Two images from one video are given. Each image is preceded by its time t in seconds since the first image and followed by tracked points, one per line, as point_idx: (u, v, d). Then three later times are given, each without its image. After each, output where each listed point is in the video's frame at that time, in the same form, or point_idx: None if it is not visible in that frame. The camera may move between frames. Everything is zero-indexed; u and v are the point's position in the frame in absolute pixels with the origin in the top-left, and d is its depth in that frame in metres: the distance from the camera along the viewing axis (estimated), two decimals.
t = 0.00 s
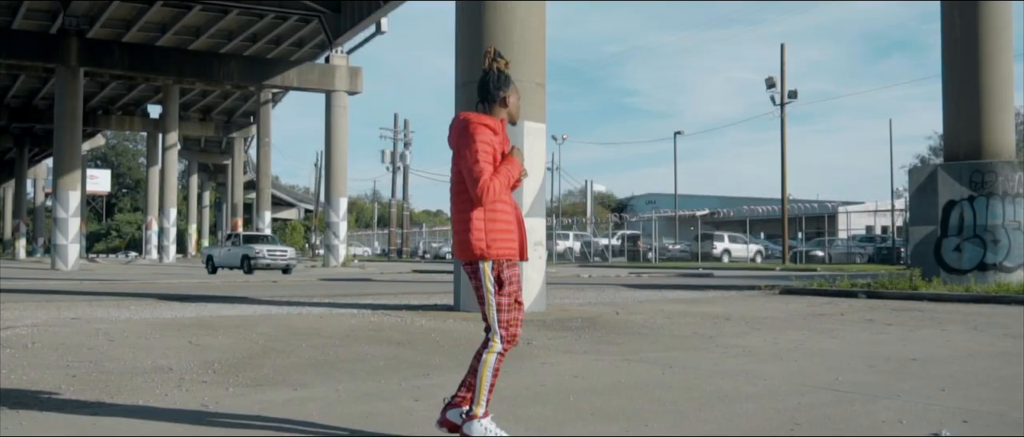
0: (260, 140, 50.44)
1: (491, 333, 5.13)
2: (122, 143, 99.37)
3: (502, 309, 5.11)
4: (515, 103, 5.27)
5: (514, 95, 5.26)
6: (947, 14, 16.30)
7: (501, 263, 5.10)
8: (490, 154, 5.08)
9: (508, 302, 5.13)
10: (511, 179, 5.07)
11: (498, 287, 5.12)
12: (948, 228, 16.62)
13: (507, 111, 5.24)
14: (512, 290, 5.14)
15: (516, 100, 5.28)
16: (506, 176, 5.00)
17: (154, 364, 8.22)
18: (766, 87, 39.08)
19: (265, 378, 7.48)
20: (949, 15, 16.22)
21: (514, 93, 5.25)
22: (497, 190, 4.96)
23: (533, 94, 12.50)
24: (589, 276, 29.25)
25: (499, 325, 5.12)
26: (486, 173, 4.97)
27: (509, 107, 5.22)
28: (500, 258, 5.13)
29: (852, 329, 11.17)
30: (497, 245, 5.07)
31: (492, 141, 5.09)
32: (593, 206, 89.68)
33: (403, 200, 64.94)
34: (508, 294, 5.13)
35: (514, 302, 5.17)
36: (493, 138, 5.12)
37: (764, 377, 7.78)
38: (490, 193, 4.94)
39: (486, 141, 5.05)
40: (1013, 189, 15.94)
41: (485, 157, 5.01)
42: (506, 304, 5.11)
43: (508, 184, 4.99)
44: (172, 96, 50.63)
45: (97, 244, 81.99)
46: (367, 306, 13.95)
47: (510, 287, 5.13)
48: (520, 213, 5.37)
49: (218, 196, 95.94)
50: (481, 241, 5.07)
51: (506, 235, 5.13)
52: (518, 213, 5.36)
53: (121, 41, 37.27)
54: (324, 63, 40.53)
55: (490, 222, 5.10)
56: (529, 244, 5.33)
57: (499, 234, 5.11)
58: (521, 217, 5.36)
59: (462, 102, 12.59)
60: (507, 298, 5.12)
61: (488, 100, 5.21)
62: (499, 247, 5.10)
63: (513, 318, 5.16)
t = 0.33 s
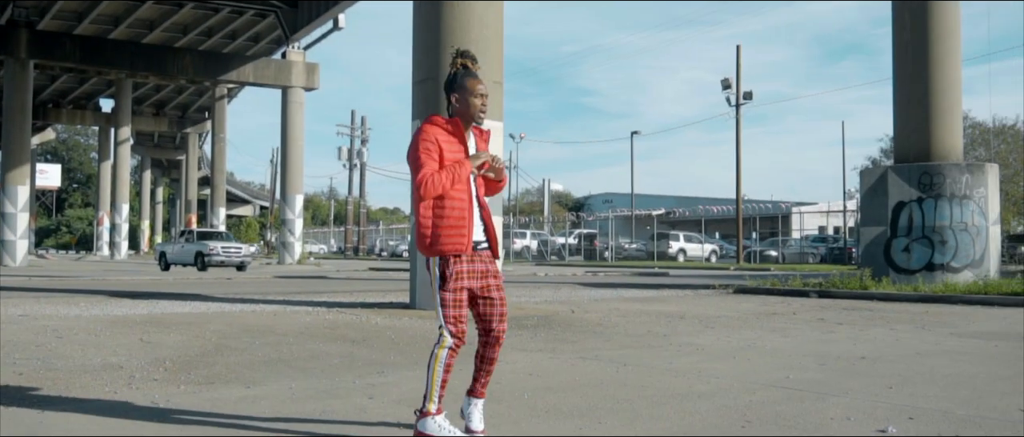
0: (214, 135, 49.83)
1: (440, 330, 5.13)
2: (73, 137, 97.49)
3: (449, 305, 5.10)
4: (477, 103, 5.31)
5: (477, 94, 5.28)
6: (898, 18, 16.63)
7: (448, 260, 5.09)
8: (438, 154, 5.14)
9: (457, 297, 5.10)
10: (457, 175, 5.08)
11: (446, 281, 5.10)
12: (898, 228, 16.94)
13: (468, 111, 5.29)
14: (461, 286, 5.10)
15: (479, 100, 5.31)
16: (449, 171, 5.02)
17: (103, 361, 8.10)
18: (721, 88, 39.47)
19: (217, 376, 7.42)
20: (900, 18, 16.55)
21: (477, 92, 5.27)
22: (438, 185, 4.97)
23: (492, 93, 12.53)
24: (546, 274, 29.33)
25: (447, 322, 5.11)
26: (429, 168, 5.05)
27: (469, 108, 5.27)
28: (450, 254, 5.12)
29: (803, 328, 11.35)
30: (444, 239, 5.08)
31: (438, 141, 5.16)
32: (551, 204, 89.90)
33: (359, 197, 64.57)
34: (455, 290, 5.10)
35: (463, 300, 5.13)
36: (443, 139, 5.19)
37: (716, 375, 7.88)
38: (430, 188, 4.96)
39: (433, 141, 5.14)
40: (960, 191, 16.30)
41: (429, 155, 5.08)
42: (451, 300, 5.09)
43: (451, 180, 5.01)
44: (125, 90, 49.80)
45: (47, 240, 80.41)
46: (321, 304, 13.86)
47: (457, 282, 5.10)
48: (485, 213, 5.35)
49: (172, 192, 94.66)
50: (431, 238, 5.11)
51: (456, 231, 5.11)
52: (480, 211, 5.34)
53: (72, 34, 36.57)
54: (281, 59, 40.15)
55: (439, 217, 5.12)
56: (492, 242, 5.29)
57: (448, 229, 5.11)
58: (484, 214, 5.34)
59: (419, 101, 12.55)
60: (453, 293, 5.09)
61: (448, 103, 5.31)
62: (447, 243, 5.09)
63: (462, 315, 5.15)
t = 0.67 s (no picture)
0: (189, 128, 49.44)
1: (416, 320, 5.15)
2: (45, 129, 96.38)
3: (422, 293, 5.13)
4: (460, 104, 5.32)
5: (460, 93, 5.28)
6: (872, 15, 16.77)
7: (421, 251, 5.15)
8: (412, 153, 5.25)
9: (433, 287, 5.12)
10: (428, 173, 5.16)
11: (419, 271, 5.16)
12: (871, 223, 17.07)
13: (450, 109, 5.30)
14: (434, 277, 5.13)
15: (462, 99, 5.31)
16: (419, 170, 5.11)
17: (75, 354, 8.04)
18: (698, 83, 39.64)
19: (191, 369, 7.39)
20: (874, 15, 16.70)
21: (459, 91, 5.25)
22: (405, 183, 5.11)
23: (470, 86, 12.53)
24: (522, 267, 29.36)
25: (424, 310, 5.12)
26: (399, 167, 5.18)
27: (452, 107, 5.27)
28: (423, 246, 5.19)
29: (776, 322, 11.45)
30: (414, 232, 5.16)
31: (415, 140, 5.27)
32: (528, 198, 89.95)
33: (336, 191, 64.22)
34: (429, 278, 5.12)
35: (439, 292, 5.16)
36: (420, 138, 5.29)
37: (690, 368, 7.94)
38: (397, 185, 5.12)
39: (407, 140, 5.26)
40: (932, 187, 16.50)
41: (402, 153, 5.21)
42: (425, 287, 5.11)
43: (419, 178, 5.11)
44: (99, 81, 49.27)
45: (18, 233, 79.47)
46: (297, 297, 13.81)
47: (430, 270, 5.13)
48: (467, 210, 5.36)
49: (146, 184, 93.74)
50: (405, 231, 5.24)
51: (428, 226, 5.18)
52: (461, 209, 5.36)
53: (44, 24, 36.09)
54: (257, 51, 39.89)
55: (413, 213, 5.24)
56: (471, 238, 5.31)
57: (421, 224, 5.19)
58: (464, 211, 5.36)
59: (396, 93, 12.52)
60: (428, 282, 5.11)
61: (433, 101, 5.36)
62: (419, 236, 5.18)
63: (440, 302, 5.14)
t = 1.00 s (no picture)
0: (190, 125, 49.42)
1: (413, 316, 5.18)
2: (45, 126, 96.38)
3: (419, 288, 5.15)
4: (461, 99, 5.32)
5: (459, 89, 5.28)
6: (873, 12, 16.74)
7: (420, 245, 5.17)
8: (411, 149, 5.29)
9: (430, 282, 5.13)
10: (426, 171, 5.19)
11: (417, 266, 5.18)
12: (872, 221, 17.06)
13: (450, 103, 5.30)
14: (432, 273, 5.15)
15: (462, 94, 5.31)
16: (416, 165, 5.14)
17: (76, 352, 8.04)
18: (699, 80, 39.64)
19: (191, 366, 7.39)
20: (875, 11, 16.67)
21: (458, 86, 5.25)
22: (403, 177, 5.15)
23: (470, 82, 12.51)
24: (523, 264, 29.36)
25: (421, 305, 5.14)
26: (399, 162, 5.22)
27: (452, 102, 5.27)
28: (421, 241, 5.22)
29: (778, 319, 11.46)
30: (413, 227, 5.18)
31: (414, 136, 5.30)
32: (529, 196, 89.99)
33: (336, 188, 64.19)
34: (427, 273, 5.14)
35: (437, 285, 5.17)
36: (421, 134, 5.32)
37: (690, 365, 7.93)
38: (395, 180, 5.17)
39: (409, 136, 5.30)
40: (933, 184, 16.52)
41: (402, 148, 5.26)
42: (422, 282, 5.13)
43: (416, 172, 5.13)
44: (99, 78, 49.25)
45: (19, 230, 79.49)
46: (297, 294, 13.81)
47: (427, 265, 5.14)
48: (469, 205, 5.35)
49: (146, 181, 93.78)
50: (406, 226, 5.28)
51: (428, 220, 5.19)
52: (462, 203, 5.35)
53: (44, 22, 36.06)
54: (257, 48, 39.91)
55: (413, 208, 5.28)
56: (472, 234, 5.30)
57: (420, 219, 5.22)
58: (465, 206, 5.34)
59: (396, 91, 12.51)
60: (425, 277, 5.13)
61: (435, 97, 5.37)
62: (418, 230, 5.21)
63: (436, 296, 5.15)
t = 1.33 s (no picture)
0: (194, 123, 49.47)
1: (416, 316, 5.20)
2: (50, 125, 96.65)
3: (418, 288, 5.16)
4: (464, 98, 5.31)
5: (461, 88, 5.27)
6: (878, 11, 16.72)
7: (421, 244, 5.18)
8: (414, 149, 5.30)
9: (430, 281, 5.14)
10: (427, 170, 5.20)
11: (417, 266, 5.19)
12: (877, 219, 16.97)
13: (451, 101, 5.30)
14: (433, 271, 5.15)
15: (464, 92, 5.30)
16: (416, 164, 5.15)
17: (81, 349, 8.05)
18: (703, 78, 39.60)
19: (196, 364, 7.40)
20: (880, 10, 16.64)
21: (460, 84, 5.24)
22: (404, 176, 5.17)
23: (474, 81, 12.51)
24: (527, 263, 29.37)
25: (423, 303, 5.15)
26: (402, 161, 5.25)
27: (454, 100, 5.27)
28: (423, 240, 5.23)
29: (782, 317, 11.43)
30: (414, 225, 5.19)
31: (416, 135, 5.31)
32: (534, 194, 90.04)
33: (341, 186, 64.24)
34: (425, 272, 5.14)
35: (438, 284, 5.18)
36: (424, 132, 5.33)
37: (695, 364, 7.92)
38: (397, 178, 5.21)
39: (412, 136, 5.32)
40: (939, 182, 16.48)
41: (403, 147, 5.27)
42: (420, 281, 5.14)
43: (418, 171, 5.15)
44: (104, 77, 49.32)
45: (24, 228, 79.65)
46: (302, 293, 13.81)
47: (426, 264, 5.14)
48: (474, 204, 5.33)
49: (151, 180, 94.00)
50: (409, 224, 5.30)
51: (429, 219, 5.20)
52: (466, 201, 5.33)
53: (49, 21, 36.09)
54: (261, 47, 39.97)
55: (417, 206, 5.29)
56: (477, 232, 5.28)
57: (423, 218, 5.23)
58: (469, 203, 5.33)
59: (400, 89, 12.51)
60: (423, 278, 5.13)
61: (438, 95, 5.37)
62: (421, 229, 5.21)
63: (433, 296, 5.16)
